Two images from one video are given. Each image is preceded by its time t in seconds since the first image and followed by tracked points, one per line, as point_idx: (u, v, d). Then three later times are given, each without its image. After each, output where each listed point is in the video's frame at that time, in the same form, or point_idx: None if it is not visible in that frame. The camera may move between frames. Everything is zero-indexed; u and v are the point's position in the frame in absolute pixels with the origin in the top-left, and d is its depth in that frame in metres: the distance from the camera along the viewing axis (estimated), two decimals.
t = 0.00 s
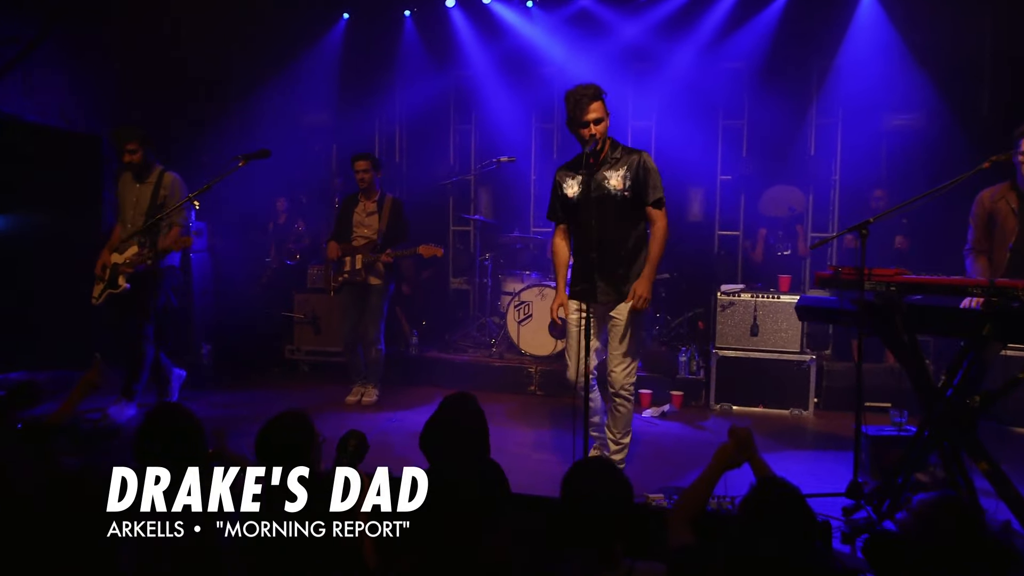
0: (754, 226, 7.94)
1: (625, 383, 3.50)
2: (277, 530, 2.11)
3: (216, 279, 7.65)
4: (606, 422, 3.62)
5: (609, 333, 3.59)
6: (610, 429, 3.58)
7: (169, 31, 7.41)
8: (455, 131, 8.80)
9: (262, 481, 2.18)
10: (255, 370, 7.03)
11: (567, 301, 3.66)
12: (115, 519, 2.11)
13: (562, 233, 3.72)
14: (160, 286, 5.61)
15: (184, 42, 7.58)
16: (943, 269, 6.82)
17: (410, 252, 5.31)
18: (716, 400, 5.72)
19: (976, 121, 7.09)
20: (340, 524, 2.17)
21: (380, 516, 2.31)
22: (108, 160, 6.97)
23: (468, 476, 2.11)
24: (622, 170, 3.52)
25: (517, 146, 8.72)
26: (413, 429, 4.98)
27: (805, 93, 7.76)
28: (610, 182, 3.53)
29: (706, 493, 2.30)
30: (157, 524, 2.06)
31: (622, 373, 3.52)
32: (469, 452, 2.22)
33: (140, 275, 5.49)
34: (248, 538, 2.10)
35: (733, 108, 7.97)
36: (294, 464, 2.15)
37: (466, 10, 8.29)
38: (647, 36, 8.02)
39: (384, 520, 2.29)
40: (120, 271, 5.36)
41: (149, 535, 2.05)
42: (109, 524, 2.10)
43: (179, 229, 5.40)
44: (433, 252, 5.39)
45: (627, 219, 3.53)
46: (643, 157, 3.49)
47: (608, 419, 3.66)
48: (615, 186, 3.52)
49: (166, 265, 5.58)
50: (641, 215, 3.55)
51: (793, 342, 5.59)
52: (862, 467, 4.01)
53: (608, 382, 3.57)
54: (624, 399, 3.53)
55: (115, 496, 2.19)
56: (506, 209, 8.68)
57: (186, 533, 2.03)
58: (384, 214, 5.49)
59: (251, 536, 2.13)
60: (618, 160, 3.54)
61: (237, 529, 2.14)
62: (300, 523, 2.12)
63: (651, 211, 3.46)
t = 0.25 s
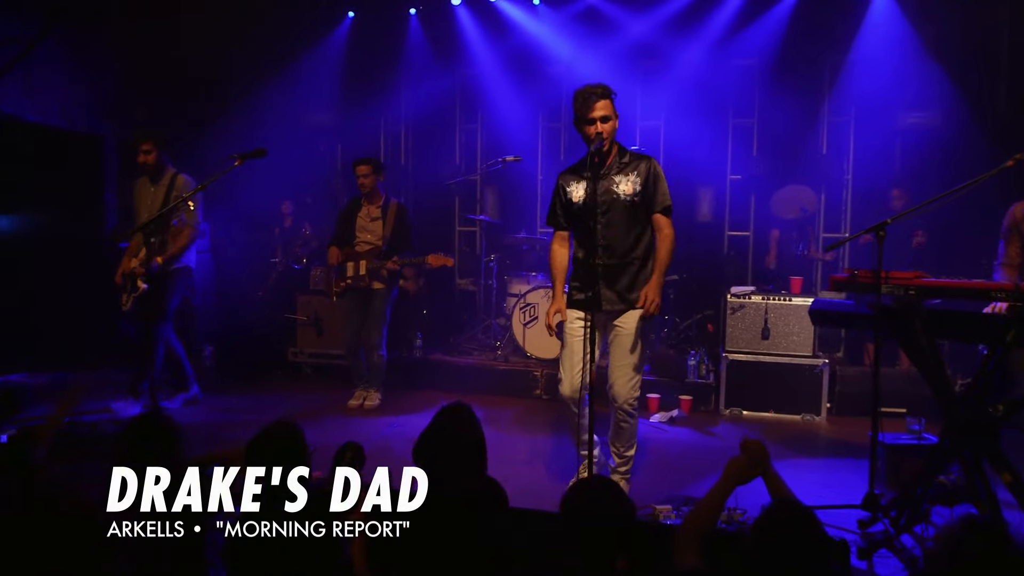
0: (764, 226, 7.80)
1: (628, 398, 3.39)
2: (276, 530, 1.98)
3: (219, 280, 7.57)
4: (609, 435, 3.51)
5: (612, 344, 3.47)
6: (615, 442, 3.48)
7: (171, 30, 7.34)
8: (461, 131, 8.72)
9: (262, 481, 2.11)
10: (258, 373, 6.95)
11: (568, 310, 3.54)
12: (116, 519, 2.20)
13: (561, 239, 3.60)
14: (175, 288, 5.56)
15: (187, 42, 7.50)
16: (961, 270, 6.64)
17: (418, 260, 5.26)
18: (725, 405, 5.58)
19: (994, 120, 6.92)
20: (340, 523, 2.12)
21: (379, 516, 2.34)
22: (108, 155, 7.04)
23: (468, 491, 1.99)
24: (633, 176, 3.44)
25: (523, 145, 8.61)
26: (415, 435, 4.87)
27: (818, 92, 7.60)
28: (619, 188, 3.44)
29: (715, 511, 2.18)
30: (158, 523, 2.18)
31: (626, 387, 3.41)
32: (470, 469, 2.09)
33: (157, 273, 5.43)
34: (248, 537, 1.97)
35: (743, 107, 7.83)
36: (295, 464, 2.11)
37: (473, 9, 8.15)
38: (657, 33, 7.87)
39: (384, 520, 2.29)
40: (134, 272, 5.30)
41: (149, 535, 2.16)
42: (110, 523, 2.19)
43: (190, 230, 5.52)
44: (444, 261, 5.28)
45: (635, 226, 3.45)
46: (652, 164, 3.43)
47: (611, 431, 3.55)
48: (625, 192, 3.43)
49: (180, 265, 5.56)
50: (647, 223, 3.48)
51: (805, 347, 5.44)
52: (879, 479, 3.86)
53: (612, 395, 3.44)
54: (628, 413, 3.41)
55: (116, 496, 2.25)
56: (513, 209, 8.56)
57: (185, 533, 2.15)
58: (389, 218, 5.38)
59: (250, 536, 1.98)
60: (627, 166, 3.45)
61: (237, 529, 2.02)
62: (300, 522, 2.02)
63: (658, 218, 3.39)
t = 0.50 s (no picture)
0: (776, 226, 7.65)
1: (635, 398, 3.24)
2: (277, 530, 1.99)
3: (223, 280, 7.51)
4: (613, 439, 3.35)
5: (616, 344, 3.34)
6: (618, 445, 3.32)
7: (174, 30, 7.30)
8: (467, 130, 8.60)
9: (262, 481, 2.08)
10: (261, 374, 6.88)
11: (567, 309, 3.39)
12: (116, 518, 2.34)
13: (555, 230, 3.43)
14: (193, 285, 5.49)
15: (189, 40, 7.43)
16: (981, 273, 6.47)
17: (418, 258, 5.11)
18: (735, 410, 5.44)
19: (1013, 117, 6.76)
20: (340, 523, 2.21)
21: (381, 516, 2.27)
22: (110, 156, 6.98)
23: (462, 502, 1.90)
24: (637, 171, 3.29)
25: (530, 144, 8.50)
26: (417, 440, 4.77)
27: (831, 89, 7.44)
28: (623, 182, 3.30)
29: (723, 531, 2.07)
30: (157, 523, 2.38)
31: (632, 388, 3.26)
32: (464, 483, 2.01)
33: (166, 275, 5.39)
34: (249, 537, 1.97)
35: (754, 105, 7.68)
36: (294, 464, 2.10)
37: (479, 7, 8.02)
38: (666, 29, 7.73)
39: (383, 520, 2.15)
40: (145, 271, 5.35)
41: (149, 534, 2.35)
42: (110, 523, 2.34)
43: (202, 229, 5.46)
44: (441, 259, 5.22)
45: (637, 222, 3.31)
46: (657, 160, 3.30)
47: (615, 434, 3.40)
48: (630, 186, 3.29)
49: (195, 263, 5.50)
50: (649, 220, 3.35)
51: (818, 350, 5.30)
52: (896, 488, 3.73)
53: (617, 393, 3.30)
54: (633, 414, 3.26)
55: (115, 496, 2.30)
56: (520, 209, 8.46)
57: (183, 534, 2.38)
58: (391, 216, 5.29)
59: (250, 537, 1.99)
60: (631, 160, 3.31)
61: (237, 529, 2.02)
62: (301, 522, 2.02)
63: (659, 215, 3.29)
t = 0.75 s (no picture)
0: (789, 228, 7.48)
1: (634, 412, 3.18)
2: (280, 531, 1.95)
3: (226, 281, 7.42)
4: (615, 453, 3.30)
5: (613, 357, 3.24)
6: (621, 460, 3.27)
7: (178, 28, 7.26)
8: (474, 129, 8.45)
9: (262, 482, 1.95)
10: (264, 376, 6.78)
11: (562, 320, 3.29)
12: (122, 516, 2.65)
13: (548, 236, 3.32)
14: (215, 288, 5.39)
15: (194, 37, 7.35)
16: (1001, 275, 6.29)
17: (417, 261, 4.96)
18: (746, 416, 5.29)
19: None
20: (340, 524, 2.25)
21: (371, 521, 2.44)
22: (114, 157, 6.92)
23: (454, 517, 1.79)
24: (641, 184, 3.20)
25: (537, 144, 8.38)
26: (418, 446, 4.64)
27: (846, 87, 7.28)
28: (625, 194, 3.20)
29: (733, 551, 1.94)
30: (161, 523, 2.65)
31: (631, 402, 3.19)
32: (441, 521, 1.91)
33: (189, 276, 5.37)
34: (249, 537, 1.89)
35: (766, 104, 7.53)
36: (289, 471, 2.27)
37: (487, 4, 7.94)
38: (676, 27, 7.59)
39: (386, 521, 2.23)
40: (156, 267, 5.26)
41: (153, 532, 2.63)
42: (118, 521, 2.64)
43: (213, 228, 5.34)
44: (442, 264, 5.09)
45: (637, 236, 3.22)
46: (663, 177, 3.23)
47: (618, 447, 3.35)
48: (633, 200, 3.20)
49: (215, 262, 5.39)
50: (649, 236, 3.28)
51: (832, 355, 5.15)
52: (915, 500, 3.58)
53: (616, 407, 3.23)
54: (634, 429, 3.19)
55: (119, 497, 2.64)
56: (526, 210, 8.31)
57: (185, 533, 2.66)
58: (394, 218, 5.18)
59: (250, 537, 1.92)
60: (636, 171, 3.22)
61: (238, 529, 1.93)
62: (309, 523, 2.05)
63: (659, 232, 3.23)
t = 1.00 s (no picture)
0: (801, 228, 7.33)
1: (639, 421, 3.05)
2: (277, 530, 2.07)
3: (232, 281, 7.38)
4: (622, 463, 3.18)
5: (615, 363, 3.12)
6: (628, 471, 3.15)
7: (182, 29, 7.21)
8: (481, 129, 8.39)
9: (262, 481, 2.11)
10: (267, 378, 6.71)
11: (564, 323, 3.19)
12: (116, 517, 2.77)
13: (552, 234, 3.19)
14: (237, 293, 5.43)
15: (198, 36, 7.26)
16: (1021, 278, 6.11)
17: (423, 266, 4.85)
18: (758, 422, 5.15)
19: None
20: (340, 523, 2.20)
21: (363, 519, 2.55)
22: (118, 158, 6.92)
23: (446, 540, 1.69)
24: (648, 185, 3.04)
25: (544, 143, 8.27)
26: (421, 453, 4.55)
27: (860, 84, 7.11)
28: (631, 195, 3.04)
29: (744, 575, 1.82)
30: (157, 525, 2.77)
31: (636, 411, 3.07)
32: (440, 522, 2.02)
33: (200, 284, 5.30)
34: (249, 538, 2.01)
35: (778, 101, 7.38)
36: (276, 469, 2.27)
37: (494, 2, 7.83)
38: (687, 23, 7.44)
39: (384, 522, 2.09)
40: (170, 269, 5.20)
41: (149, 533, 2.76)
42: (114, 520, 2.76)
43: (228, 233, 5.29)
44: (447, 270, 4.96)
45: (641, 240, 3.06)
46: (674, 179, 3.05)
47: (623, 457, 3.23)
48: (637, 201, 3.04)
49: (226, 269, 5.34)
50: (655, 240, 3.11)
51: (846, 360, 5.00)
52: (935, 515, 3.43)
53: (620, 416, 3.11)
54: (639, 438, 3.07)
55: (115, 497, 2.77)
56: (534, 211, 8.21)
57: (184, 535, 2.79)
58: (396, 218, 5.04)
59: (250, 536, 2.03)
60: (644, 172, 3.06)
61: (237, 529, 2.03)
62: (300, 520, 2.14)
63: (665, 237, 3.06)
